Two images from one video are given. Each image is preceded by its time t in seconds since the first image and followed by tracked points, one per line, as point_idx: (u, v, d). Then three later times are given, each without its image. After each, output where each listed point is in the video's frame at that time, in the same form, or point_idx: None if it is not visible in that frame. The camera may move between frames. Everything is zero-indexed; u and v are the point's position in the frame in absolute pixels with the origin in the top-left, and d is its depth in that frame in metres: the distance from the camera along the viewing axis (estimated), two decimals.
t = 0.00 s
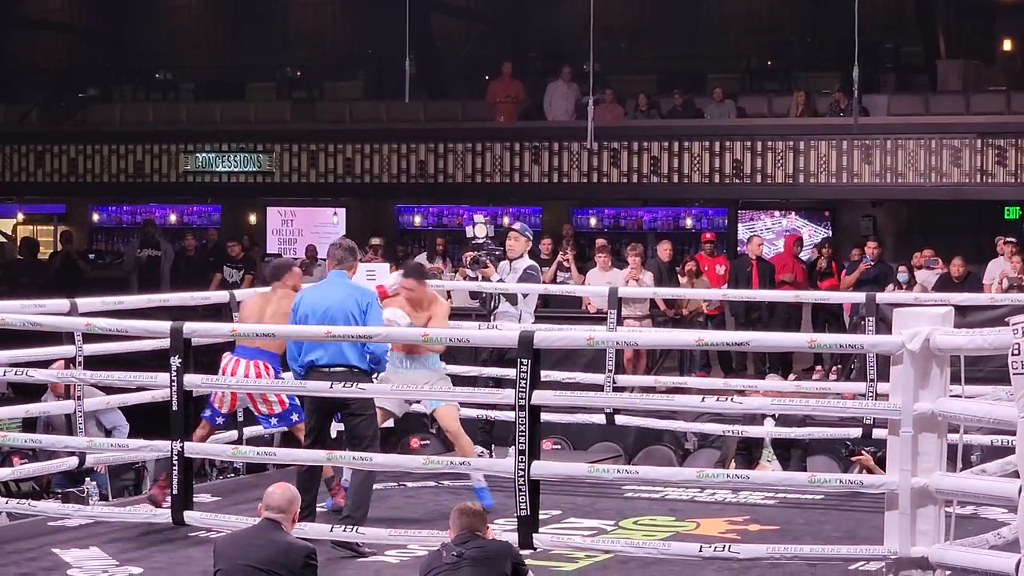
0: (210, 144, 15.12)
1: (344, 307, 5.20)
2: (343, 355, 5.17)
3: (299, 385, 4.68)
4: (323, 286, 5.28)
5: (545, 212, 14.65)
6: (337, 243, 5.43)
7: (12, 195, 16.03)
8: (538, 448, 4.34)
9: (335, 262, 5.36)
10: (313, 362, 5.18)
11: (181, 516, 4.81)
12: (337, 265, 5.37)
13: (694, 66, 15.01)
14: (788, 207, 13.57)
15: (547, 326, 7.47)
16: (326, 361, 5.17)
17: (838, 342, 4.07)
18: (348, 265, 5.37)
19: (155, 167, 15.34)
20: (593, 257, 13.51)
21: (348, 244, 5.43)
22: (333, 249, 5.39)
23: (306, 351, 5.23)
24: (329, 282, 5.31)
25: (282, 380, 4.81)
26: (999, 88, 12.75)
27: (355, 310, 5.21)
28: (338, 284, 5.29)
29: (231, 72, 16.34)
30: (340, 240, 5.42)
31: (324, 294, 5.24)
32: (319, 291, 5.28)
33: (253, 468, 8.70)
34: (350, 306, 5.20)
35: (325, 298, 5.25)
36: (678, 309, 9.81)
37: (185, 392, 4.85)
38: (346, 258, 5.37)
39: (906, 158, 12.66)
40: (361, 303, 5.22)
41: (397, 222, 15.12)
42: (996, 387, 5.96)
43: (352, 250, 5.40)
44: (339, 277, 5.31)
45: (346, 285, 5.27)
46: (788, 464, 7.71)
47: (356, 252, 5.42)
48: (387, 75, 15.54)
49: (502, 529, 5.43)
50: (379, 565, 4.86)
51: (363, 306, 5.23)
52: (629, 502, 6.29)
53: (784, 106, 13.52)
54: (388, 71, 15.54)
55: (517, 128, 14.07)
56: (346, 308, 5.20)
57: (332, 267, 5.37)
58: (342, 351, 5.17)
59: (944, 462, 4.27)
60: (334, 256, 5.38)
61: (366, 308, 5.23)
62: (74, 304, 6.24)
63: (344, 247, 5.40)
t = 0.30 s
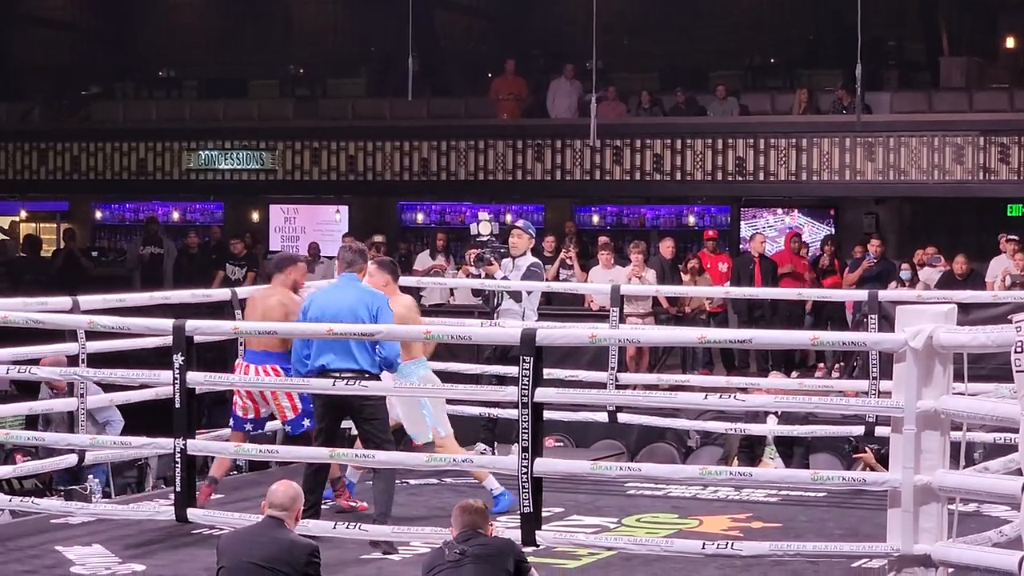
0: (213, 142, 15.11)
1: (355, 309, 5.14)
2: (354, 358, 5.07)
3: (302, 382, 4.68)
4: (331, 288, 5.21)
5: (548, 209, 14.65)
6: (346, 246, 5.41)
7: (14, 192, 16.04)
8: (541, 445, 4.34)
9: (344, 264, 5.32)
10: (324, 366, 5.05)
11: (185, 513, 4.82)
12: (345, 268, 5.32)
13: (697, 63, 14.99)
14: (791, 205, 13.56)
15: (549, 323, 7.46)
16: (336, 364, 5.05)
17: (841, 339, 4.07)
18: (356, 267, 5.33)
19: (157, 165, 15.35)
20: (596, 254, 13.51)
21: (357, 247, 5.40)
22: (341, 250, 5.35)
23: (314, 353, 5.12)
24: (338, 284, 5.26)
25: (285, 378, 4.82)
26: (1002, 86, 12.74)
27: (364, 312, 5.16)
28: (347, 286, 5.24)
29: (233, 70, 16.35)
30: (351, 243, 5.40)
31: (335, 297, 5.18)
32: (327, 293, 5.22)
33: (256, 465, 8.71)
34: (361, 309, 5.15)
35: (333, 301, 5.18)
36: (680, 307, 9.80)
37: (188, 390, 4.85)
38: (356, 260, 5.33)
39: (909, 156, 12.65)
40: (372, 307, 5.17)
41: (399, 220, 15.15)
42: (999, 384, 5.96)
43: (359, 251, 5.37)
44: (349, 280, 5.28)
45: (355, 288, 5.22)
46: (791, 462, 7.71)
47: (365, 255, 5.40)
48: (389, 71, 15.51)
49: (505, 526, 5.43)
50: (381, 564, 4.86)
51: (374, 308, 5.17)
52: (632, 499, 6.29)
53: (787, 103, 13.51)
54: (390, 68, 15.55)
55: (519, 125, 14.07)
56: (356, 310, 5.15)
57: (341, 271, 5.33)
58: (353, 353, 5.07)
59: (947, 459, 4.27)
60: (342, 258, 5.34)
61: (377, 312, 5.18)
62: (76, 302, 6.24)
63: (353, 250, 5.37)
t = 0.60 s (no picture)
0: (216, 139, 15.12)
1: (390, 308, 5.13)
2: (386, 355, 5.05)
3: (306, 380, 4.68)
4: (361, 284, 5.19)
5: (551, 207, 14.64)
6: (371, 240, 5.33)
7: (17, 190, 16.05)
8: (543, 443, 4.34)
9: (373, 259, 5.27)
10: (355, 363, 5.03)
11: (188, 511, 4.83)
12: (373, 262, 5.28)
13: (701, 61, 14.99)
14: (794, 202, 13.58)
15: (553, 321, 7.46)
16: (369, 361, 5.03)
17: (844, 337, 4.07)
18: (384, 262, 5.28)
19: (161, 162, 15.37)
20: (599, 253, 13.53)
21: (383, 240, 5.34)
22: (369, 244, 5.29)
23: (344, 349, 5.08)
24: (368, 280, 5.23)
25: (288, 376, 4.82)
26: (1005, 83, 12.74)
27: (396, 308, 5.15)
28: (377, 282, 5.21)
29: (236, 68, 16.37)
30: (379, 238, 5.32)
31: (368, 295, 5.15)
32: (357, 289, 5.20)
33: (260, 463, 8.72)
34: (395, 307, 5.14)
35: (364, 297, 5.16)
36: (684, 304, 9.81)
37: (190, 388, 4.86)
38: (385, 255, 5.27)
39: (912, 153, 12.64)
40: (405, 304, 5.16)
41: (403, 217, 15.17)
42: (1003, 382, 5.96)
43: (387, 245, 5.32)
44: (379, 277, 5.24)
45: (385, 285, 5.20)
46: (794, 459, 7.71)
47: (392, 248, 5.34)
48: (392, 69, 15.50)
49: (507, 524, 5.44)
50: (384, 562, 4.87)
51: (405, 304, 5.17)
52: (635, 497, 6.30)
53: (790, 101, 13.51)
54: (394, 66, 15.56)
55: (523, 123, 14.08)
56: (389, 306, 5.14)
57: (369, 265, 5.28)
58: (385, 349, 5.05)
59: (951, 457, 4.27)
60: (369, 252, 5.28)
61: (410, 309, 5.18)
62: (80, 299, 6.24)
63: (382, 245, 5.29)
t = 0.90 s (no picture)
0: (221, 137, 15.18)
1: (401, 307, 5.13)
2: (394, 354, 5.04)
3: (311, 379, 4.68)
4: (372, 283, 5.19)
5: (555, 206, 14.41)
6: (381, 241, 5.35)
7: (22, 188, 16.07)
8: (548, 442, 4.34)
9: (383, 259, 5.28)
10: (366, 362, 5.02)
11: (192, 509, 4.83)
12: (383, 262, 5.28)
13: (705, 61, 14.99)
14: (799, 201, 13.54)
15: (557, 319, 7.46)
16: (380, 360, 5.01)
17: (848, 336, 4.06)
18: (394, 262, 5.29)
19: (165, 161, 15.41)
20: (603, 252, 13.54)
21: (392, 240, 5.36)
22: (379, 243, 5.31)
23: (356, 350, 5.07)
24: (378, 279, 5.23)
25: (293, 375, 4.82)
26: (1009, 82, 12.76)
27: (407, 308, 5.14)
28: (387, 282, 5.21)
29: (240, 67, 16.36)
30: (386, 236, 5.34)
31: (380, 294, 5.15)
32: (367, 289, 5.19)
33: (264, 462, 8.73)
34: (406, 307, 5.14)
35: (374, 297, 5.16)
36: (688, 303, 9.80)
37: (195, 387, 4.86)
38: (394, 254, 5.30)
39: (916, 152, 12.65)
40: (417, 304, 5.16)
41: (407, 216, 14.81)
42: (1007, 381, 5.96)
43: (397, 245, 5.33)
44: (388, 276, 5.23)
45: (395, 284, 5.20)
46: (798, 458, 7.71)
47: (401, 249, 5.35)
48: (397, 67, 15.51)
49: (511, 523, 5.44)
50: (389, 561, 4.87)
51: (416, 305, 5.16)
52: (639, 495, 6.30)
53: (795, 100, 13.53)
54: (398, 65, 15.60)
55: (526, 122, 14.09)
56: (399, 305, 5.14)
57: (379, 266, 5.29)
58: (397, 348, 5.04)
59: (955, 456, 4.26)
60: (379, 252, 5.30)
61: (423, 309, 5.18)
62: (84, 298, 6.25)
63: (390, 244, 5.32)
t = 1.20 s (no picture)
0: (223, 138, 15.13)
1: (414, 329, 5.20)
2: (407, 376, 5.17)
3: (313, 378, 4.67)
4: (384, 306, 5.22)
5: (558, 205, 14.64)
6: (390, 260, 5.33)
7: (25, 188, 16.07)
8: (551, 441, 4.34)
9: (392, 279, 5.29)
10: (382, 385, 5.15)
11: (195, 509, 4.84)
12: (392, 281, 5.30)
13: (708, 59, 14.97)
14: (801, 200, 13.56)
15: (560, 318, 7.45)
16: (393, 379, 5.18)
17: (851, 335, 4.05)
18: (402, 280, 5.30)
19: (168, 161, 15.38)
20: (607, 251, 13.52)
21: (400, 259, 5.35)
22: (386, 264, 5.30)
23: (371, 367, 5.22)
24: (388, 300, 5.27)
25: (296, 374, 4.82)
26: (1012, 81, 12.74)
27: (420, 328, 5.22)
28: (400, 304, 5.25)
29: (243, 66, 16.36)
30: (394, 256, 5.32)
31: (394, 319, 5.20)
32: (380, 311, 5.22)
33: (267, 462, 8.73)
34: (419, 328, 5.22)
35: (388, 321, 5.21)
36: (691, 302, 9.78)
37: (198, 386, 4.86)
38: (402, 274, 5.29)
39: (920, 151, 12.62)
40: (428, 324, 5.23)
41: (410, 215, 15.11)
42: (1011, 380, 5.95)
43: (405, 263, 5.33)
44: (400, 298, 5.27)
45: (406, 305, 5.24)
46: (801, 457, 7.70)
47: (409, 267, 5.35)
48: (400, 67, 15.50)
49: (514, 522, 5.44)
50: (392, 560, 4.88)
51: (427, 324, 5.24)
52: (643, 495, 6.30)
53: (798, 99, 13.51)
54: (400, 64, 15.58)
55: (529, 121, 14.07)
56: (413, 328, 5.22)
57: (387, 284, 5.31)
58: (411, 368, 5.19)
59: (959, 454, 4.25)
60: (387, 272, 5.30)
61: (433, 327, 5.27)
62: (87, 298, 6.25)
63: (398, 264, 5.31)
